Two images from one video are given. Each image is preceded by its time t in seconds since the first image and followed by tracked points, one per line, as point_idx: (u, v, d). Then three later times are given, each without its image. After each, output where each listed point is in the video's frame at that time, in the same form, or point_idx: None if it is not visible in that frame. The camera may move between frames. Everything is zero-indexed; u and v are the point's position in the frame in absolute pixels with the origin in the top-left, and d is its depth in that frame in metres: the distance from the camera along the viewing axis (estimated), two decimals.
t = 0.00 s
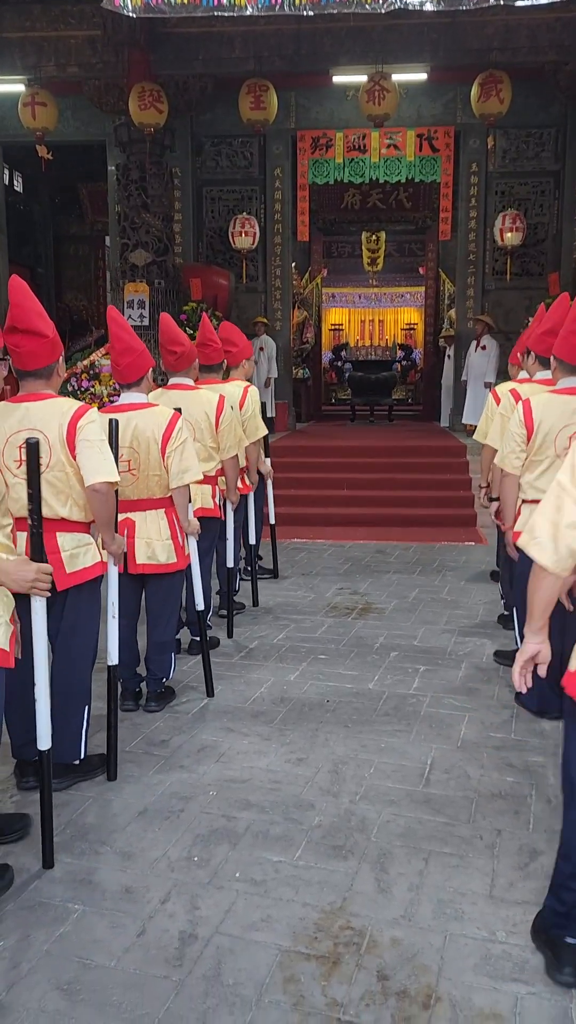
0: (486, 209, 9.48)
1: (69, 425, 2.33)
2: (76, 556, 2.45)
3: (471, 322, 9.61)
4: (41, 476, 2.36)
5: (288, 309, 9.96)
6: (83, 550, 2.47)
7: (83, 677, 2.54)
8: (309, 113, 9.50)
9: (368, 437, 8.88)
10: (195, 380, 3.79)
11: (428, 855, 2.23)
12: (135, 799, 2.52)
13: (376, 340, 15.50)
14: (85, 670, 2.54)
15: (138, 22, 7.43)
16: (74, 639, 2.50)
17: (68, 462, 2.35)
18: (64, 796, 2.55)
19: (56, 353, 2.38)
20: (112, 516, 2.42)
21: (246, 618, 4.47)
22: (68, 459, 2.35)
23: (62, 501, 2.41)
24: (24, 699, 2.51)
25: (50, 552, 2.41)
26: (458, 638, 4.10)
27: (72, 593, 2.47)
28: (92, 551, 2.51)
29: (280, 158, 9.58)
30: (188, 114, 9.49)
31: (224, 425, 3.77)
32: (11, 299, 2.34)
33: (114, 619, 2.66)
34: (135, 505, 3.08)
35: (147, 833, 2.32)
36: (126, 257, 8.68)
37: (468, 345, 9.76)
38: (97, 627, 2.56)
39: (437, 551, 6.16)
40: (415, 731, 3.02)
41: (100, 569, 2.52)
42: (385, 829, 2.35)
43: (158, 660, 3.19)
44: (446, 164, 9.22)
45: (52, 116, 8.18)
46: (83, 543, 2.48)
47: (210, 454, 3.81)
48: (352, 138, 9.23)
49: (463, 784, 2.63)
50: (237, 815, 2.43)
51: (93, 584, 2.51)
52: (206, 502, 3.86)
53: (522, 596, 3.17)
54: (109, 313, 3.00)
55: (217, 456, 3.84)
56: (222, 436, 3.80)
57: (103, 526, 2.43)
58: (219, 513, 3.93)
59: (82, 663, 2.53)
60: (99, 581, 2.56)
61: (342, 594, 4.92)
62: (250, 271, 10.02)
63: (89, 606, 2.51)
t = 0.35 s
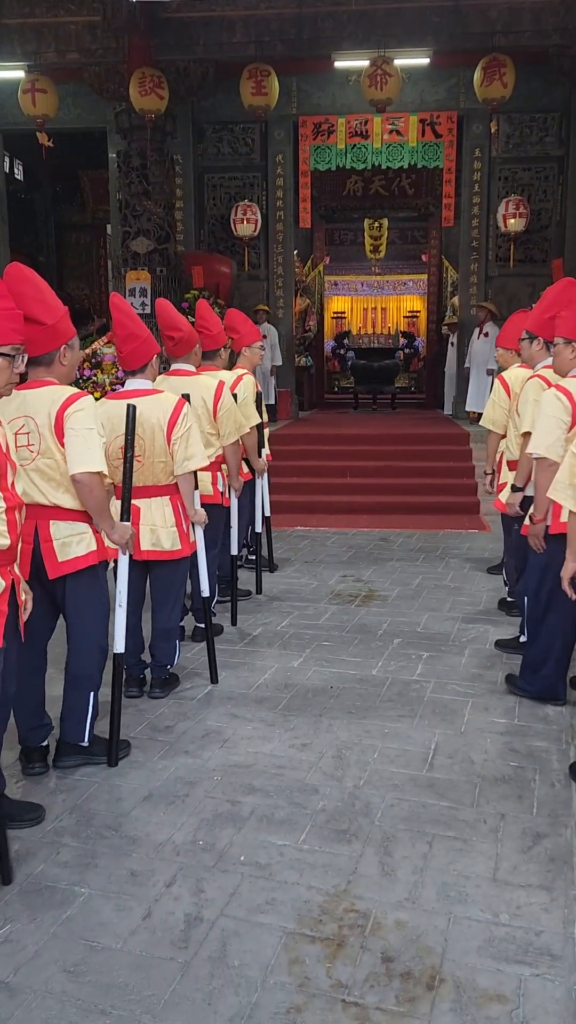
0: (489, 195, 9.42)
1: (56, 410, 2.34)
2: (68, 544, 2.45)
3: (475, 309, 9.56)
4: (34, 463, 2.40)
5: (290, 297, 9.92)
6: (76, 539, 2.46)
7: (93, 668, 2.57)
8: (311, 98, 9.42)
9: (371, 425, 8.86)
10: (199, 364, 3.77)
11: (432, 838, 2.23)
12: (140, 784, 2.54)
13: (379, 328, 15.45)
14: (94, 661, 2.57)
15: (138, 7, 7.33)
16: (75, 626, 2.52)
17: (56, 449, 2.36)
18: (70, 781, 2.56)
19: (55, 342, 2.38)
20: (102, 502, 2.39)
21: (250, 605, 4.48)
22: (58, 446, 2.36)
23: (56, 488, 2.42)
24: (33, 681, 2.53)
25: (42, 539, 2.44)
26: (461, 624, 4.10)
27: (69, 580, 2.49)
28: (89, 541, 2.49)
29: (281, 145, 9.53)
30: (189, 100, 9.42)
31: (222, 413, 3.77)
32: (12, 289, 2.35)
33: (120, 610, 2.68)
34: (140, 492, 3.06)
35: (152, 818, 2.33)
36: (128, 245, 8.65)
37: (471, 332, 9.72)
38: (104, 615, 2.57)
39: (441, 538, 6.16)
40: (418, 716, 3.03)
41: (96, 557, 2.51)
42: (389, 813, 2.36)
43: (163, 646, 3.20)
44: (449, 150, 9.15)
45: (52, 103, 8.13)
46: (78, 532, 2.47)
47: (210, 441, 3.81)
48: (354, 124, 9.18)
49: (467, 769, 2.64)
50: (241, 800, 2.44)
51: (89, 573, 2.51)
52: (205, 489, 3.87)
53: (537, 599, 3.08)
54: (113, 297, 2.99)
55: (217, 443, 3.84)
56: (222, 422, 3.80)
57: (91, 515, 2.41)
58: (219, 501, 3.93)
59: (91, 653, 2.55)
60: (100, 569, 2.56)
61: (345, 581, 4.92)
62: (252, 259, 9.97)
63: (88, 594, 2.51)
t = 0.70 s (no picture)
0: (492, 186, 9.37)
1: (47, 406, 2.37)
2: (59, 537, 2.48)
3: (477, 301, 9.53)
4: (35, 454, 2.46)
5: (292, 288, 9.90)
6: (65, 533, 2.48)
7: (100, 666, 2.61)
8: (312, 88, 9.36)
9: (373, 416, 8.86)
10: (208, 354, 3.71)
11: (435, 829, 2.24)
12: (144, 774, 2.54)
13: (380, 319, 15.42)
14: (101, 659, 2.61)
15: None
16: (72, 616, 2.55)
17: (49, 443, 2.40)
18: (73, 771, 2.57)
19: (67, 332, 2.42)
20: (88, 501, 2.38)
21: (252, 596, 4.48)
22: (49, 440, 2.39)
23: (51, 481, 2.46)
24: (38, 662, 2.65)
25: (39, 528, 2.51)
26: (463, 615, 4.11)
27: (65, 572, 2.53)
28: (79, 536, 2.49)
29: (283, 136, 9.48)
30: (191, 90, 9.37)
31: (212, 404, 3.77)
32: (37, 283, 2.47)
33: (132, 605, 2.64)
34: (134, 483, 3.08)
35: (155, 808, 2.34)
36: (129, 236, 8.63)
37: (473, 324, 9.70)
38: (106, 611, 2.58)
39: (443, 530, 6.16)
40: (421, 707, 3.03)
41: (88, 554, 2.50)
42: (391, 803, 2.36)
43: (165, 637, 3.20)
44: (451, 140, 9.11)
45: (53, 94, 8.09)
46: (70, 526, 2.48)
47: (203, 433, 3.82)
48: (357, 113, 9.11)
49: (469, 759, 2.64)
50: (244, 790, 2.45)
51: (81, 567, 2.52)
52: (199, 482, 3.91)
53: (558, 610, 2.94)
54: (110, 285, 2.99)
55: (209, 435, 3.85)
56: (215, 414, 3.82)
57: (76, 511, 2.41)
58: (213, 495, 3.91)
59: (96, 651, 2.59)
60: (98, 566, 2.55)
61: (348, 573, 4.93)
62: (254, 250, 9.93)
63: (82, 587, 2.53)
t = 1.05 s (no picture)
0: (494, 179, 9.34)
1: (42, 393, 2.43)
2: (48, 522, 2.52)
3: (478, 294, 9.51)
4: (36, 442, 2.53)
5: (293, 281, 9.87)
6: (54, 518, 2.51)
7: (99, 664, 2.64)
8: (313, 80, 9.32)
9: (375, 409, 8.85)
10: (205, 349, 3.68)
11: (437, 821, 2.24)
12: (146, 767, 2.55)
13: (382, 312, 15.40)
14: (98, 657, 2.63)
15: None
16: (61, 604, 2.58)
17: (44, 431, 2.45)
18: (77, 763, 2.58)
19: (72, 325, 2.46)
20: (70, 484, 2.39)
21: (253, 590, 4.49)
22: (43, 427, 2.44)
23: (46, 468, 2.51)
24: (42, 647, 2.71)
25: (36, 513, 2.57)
26: (464, 608, 4.11)
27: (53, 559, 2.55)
28: (65, 523, 2.50)
29: (284, 128, 9.43)
30: (192, 82, 9.34)
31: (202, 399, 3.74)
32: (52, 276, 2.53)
33: (132, 600, 2.63)
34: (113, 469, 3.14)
35: (158, 800, 2.35)
36: (130, 229, 8.62)
37: (475, 317, 9.68)
38: (95, 605, 2.57)
39: (444, 523, 6.16)
40: (423, 700, 3.04)
41: (73, 542, 2.50)
42: (393, 796, 2.37)
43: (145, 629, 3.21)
44: (452, 132, 9.07)
45: (54, 86, 8.07)
46: (58, 513, 2.51)
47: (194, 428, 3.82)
48: (358, 106, 9.07)
49: (471, 752, 2.65)
50: (246, 783, 2.45)
51: (67, 555, 2.53)
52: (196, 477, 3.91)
53: (557, 594, 2.94)
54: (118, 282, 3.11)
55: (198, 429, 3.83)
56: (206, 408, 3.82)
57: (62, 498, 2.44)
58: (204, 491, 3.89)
59: (93, 649, 2.61)
60: (85, 556, 2.54)
61: (350, 566, 4.93)
62: (255, 244, 9.92)
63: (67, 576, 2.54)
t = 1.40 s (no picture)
0: (495, 173, 9.31)
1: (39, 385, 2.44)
2: (43, 514, 2.53)
3: (480, 288, 9.49)
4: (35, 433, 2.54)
5: (294, 276, 9.84)
6: (48, 511, 2.52)
7: (94, 660, 2.65)
8: (314, 74, 9.28)
9: (376, 404, 8.83)
10: (204, 343, 3.67)
11: (439, 817, 2.24)
12: (147, 763, 2.55)
13: (383, 307, 15.37)
14: (93, 653, 2.64)
15: None
16: (59, 596, 2.59)
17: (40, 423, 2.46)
18: (78, 759, 2.58)
19: (71, 320, 2.46)
20: (60, 474, 2.38)
21: (254, 586, 4.48)
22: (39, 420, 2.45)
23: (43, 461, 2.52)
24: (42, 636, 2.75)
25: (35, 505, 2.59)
26: (466, 604, 4.11)
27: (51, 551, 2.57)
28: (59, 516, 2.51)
29: (284, 122, 9.40)
30: (191, 77, 9.32)
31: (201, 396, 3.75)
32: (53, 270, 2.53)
33: (127, 595, 2.59)
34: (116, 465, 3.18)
35: (159, 796, 2.35)
36: (130, 224, 8.60)
37: (477, 311, 9.65)
38: (88, 599, 2.56)
39: (445, 518, 6.15)
40: (424, 696, 3.03)
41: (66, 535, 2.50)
42: (395, 792, 2.37)
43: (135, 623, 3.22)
44: (454, 126, 9.03)
45: (54, 81, 8.04)
46: (53, 505, 2.51)
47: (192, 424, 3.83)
48: (358, 100, 9.03)
49: (473, 747, 2.64)
50: (248, 778, 2.45)
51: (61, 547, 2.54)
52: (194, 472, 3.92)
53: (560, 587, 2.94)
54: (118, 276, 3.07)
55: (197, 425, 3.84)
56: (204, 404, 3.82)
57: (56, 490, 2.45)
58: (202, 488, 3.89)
59: (89, 645, 2.62)
60: (78, 550, 2.53)
61: (351, 562, 4.92)
62: (255, 238, 9.90)
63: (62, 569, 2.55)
